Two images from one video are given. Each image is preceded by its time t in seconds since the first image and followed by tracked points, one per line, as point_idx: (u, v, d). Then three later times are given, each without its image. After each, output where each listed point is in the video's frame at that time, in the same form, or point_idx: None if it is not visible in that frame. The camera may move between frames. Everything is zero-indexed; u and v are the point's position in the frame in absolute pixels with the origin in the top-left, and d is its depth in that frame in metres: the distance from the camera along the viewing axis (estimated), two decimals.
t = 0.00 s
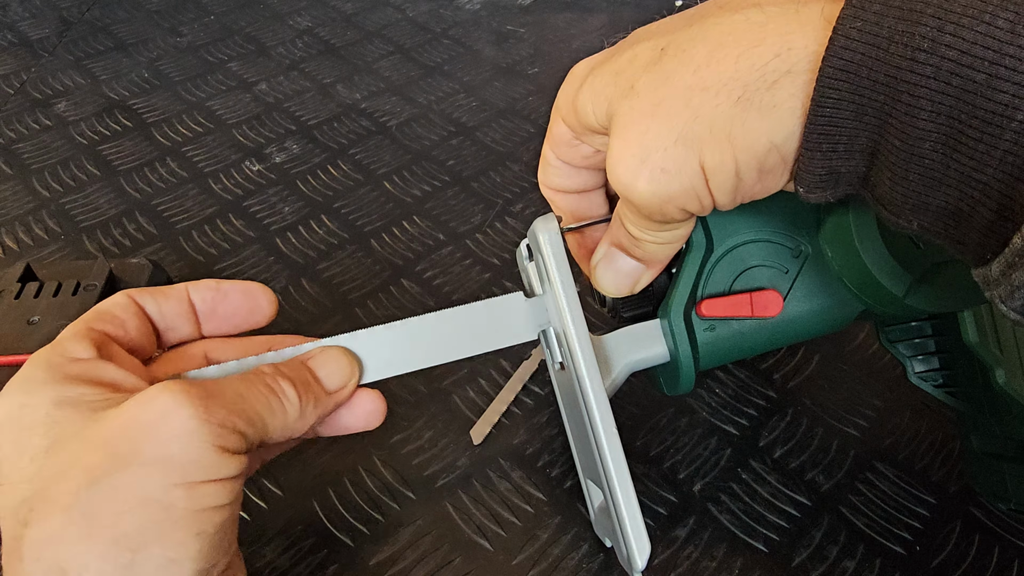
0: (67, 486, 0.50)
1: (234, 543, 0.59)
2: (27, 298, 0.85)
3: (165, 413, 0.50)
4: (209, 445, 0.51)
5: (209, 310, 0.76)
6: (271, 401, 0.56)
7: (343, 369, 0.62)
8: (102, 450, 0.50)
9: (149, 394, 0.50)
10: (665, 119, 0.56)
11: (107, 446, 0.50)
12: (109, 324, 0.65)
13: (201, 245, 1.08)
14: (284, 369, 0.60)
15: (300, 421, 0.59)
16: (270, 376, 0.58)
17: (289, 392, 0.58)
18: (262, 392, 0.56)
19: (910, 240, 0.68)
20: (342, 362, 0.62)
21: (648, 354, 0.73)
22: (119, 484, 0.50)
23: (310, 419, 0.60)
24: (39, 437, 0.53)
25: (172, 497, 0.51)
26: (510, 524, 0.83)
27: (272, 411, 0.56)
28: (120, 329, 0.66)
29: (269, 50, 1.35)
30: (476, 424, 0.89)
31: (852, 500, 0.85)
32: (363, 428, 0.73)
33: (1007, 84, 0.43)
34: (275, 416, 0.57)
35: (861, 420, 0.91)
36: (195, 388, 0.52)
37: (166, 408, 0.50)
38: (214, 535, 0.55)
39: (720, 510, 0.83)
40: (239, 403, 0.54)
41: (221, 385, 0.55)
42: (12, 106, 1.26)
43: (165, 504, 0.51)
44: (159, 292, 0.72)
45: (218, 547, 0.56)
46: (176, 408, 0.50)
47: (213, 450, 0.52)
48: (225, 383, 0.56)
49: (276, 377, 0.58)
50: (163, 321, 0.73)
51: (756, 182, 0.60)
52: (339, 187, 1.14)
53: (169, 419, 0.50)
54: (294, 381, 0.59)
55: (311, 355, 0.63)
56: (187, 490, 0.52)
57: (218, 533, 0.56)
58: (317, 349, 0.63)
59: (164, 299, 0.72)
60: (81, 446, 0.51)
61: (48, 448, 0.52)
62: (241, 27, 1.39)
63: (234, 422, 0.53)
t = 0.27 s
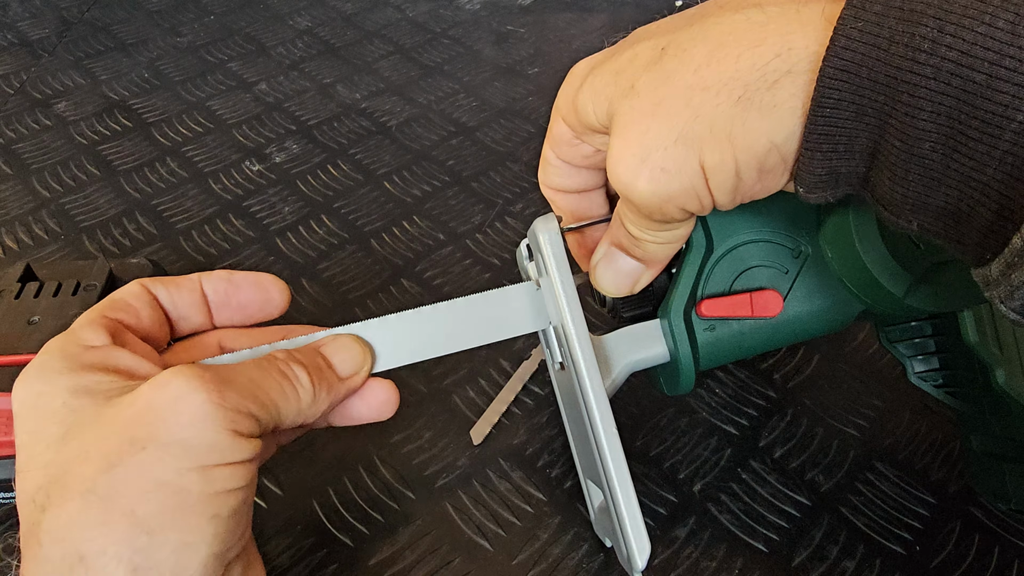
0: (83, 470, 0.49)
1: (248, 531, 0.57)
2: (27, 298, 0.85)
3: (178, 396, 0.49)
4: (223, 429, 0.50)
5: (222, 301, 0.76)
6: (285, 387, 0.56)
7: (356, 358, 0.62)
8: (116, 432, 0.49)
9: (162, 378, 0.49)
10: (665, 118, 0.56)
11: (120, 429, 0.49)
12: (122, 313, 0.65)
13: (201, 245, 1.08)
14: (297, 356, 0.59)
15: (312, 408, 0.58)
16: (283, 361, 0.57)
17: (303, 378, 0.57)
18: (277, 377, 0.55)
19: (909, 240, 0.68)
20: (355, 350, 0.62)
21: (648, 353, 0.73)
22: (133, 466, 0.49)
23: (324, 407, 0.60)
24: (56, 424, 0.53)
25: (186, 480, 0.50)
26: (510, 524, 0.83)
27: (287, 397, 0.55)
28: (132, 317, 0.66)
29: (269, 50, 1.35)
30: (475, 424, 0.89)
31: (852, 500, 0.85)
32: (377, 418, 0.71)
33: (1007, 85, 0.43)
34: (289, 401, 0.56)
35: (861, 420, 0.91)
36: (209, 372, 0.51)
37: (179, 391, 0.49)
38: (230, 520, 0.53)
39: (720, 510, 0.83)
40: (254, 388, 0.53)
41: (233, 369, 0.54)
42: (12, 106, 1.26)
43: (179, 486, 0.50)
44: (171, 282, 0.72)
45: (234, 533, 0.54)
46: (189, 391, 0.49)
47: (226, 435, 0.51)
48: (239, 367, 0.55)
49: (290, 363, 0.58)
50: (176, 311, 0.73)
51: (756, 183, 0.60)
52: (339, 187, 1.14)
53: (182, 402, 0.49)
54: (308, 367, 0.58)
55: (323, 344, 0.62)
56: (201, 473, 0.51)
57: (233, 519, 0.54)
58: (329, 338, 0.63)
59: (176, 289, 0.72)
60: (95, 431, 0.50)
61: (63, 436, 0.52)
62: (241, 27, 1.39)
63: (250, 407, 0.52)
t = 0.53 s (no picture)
0: (46, 474, 0.49)
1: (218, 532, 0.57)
2: (27, 298, 0.85)
3: (137, 396, 0.49)
4: (185, 426, 0.50)
5: (189, 300, 0.75)
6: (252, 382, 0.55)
7: (332, 351, 0.62)
8: (77, 438, 0.49)
9: (121, 377, 0.49)
10: (665, 117, 0.56)
11: (84, 431, 0.49)
12: (88, 313, 0.65)
13: (201, 245, 1.08)
14: (268, 350, 0.59)
15: (284, 400, 0.59)
16: (251, 356, 0.57)
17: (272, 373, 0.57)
18: (243, 373, 0.55)
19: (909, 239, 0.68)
20: (331, 346, 0.62)
21: (647, 354, 0.73)
22: (98, 470, 0.48)
23: (295, 399, 0.60)
24: (14, 429, 0.51)
25: (152, 482, 0.50)
26: (510, 524, 0.83)
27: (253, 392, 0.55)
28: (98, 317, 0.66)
29: (269, 50, 1.35)
30: (475, 424, 0.89)
31: (851, 500, 0.85)
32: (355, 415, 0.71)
33: (1006, 83, 0.43)
34: (257, 394, 0.56)
35: (861, 420, 0.91)
36: (170, 369, 0.51)
37: (137, 390, 0.49)
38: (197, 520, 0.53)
39: (720, 510, 0.83)
40: (216, 384, 0.53)
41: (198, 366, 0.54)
42: (12, 106, 1.26)
43: (144, 488, 0.50)
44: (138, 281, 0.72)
45: (202, 533, 0.54)
46: (145, 389, 0.49)
47: (191, 431, 0.50)
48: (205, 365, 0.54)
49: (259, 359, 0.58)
50: (144, 311, 0.72)
51: (755, 181, 0.60)
52: (340, 187, 1.14)
53: (142, 402, 0.49)
54: (277, 362, 0.58)
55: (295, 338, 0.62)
56: (165, 475, 0.50)
57: (201, 517, 0.54)
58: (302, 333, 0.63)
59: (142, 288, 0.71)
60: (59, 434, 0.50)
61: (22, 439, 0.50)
62: (241, 27, 1.39)
63: (213, 403, 0.52)
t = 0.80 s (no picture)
0: (58, 472, 0.49)
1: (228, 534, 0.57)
2: (27, 298, 0.85)
3: (151, 395, 0.49)
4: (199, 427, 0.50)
5: (201, 301, 0.74)
6: (266, 385, 0.56)
7: (344, 357, 0.62)
8: (90, 435, 0.49)
9: (135, 376, 0.50)
10: (664, 117, 0.56)
11: (95, 429, 0.49)
12: (105, 313, 0.66)
13: (201, 245, 1.08)
14: (282, 354, 0.59)
15: (297, 406, 0.58)
16: (265, 359, 0.57)
17: (285, 377, 0.57)
18: (257, 375, 0.55)
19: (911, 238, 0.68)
20: (343, 352, 0.62)
21: (648, 354, 0.73)
22: (107, 468, 0.49)
23: (307, 405, 0.60)
24: (33, 425, 0.52)
25: (159, 481, 0.50)
26: (510, 524, 0.83)
27: (267, 394, 0.55)
28: (114, 316, 0.67)
29: (269, 50, 1.35)
30: (475, 424, 0.89)
31: (852, 500, 0.85)
32: (365, 422, 0.71)
33: (1005, 82, 0.43)
34: (270, 397, 0.56)
35: (861, 420, 0.91)
36: (184, 369, 0.51)
37: (152, 390, 0.49)
38: (205, 520, 0.53)
39: (720, 510, 0.83)
40: (231, 386, 0.53)
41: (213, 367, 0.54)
42: (12, 106, 1.26)
43: (152, 487, 0.49)
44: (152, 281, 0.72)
45: (211, 534, 0.54)
46: (159, 388, 0.49)
47: (201, 431, 0.50)
48: (220, 365, 0.55)
49: (274, 362, 0.58)
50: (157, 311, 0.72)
51: (755, 181, 0.60)
52: (339, 187, 1.14)
53: (155, 401, 0.49)
54: (291, 365, 0.58)
55: (310, 344, 0.62)
56: (173, 474, 0.50)
57: (209, 519, 0.53)
58: (318, 339, 0.63)
59: (155, 288, 0.71)
60: (72, 432, 0.50)
61: (37, 438, 0.51)
62: (241, 27, 1.39)
63: (226, 404, 0.52)
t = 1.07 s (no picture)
0: (68, 467, 0.50)
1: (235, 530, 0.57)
2: (27, 298, 0.85)
3: (161, 391, 0.49)
4: (208, 422, 0.50)
5: (204, 301, 0.74)
6: (273, 383, 0.56)
7: (348, 358, 0.62)
8: (100, 431, 0.50)
9: (145, 372, 0.50)
10: (664, 117, 0.56)
11: (105, 425, 0.50)
12: (107, 311, 0.65)
13: (201, 245, 1.08)
14: (287, 353, 0.59)
15: (303, 405, 0.58)
16: (272, 358, 0.57)
17: (292, 375, 0.57)
18: (264, 374, 0.56)
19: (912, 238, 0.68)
20: (348, 352, 0.62)
21: (648, 354, 0.73)
22: (117, 463, 0.49)
23: (313, 404, 0.60)
24: (38, 420, 0.53)
25: (169, 477, 0.50)
26: (510, 524, 0.83)
27: (274, 392, 0.56)
28: (118, 314, 0.67)
29: (269, 50, 1.35)
30: (475, 424, 0.89)
31: (852, 500, 0.85)
32: (365, 423, 0.70)
33: (1006, 83, 0.43)
34: (277, 396, 0.56)
35: (860, 420, 0.91)
36: (193, 367, 0.52)
37: (163, 386, 0.49)
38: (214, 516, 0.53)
39: (720, 510, 0.83)
40: (239, 384, 0.53)
41: (222, 365, 0.54)
42: (12, 106, 1.26)
43: (161, 481, 0.50)
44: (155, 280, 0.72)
45: (220, 530, 0.54)
46: (169, 384, 0.49)
47: (212, 427, 0.51)
48: (229, 364, 0.55)
49: (281, 361, 0.58)
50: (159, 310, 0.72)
51: (755, 180, 0.60)
52: (340, 187, 1.14)
53: (165, 397, 0.49)
54: (298, 364, 0.58)
55: (316, 344, 0.62)
56: (184, 469, 0.51)
57: (218, 515, 0.54)
58: (324, 339, 0.63)
59: (159, 287, 0.71)
60: (81, 427, 0.51)
61: (47, 433, 0.52)
62: (241, 27, 1.39)
63: (235, 401, 0.52)
